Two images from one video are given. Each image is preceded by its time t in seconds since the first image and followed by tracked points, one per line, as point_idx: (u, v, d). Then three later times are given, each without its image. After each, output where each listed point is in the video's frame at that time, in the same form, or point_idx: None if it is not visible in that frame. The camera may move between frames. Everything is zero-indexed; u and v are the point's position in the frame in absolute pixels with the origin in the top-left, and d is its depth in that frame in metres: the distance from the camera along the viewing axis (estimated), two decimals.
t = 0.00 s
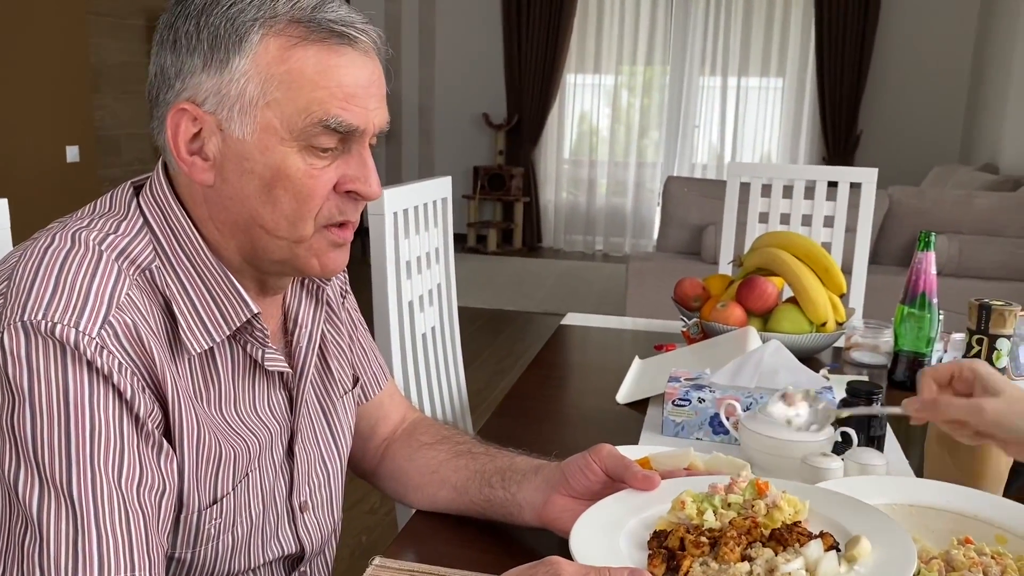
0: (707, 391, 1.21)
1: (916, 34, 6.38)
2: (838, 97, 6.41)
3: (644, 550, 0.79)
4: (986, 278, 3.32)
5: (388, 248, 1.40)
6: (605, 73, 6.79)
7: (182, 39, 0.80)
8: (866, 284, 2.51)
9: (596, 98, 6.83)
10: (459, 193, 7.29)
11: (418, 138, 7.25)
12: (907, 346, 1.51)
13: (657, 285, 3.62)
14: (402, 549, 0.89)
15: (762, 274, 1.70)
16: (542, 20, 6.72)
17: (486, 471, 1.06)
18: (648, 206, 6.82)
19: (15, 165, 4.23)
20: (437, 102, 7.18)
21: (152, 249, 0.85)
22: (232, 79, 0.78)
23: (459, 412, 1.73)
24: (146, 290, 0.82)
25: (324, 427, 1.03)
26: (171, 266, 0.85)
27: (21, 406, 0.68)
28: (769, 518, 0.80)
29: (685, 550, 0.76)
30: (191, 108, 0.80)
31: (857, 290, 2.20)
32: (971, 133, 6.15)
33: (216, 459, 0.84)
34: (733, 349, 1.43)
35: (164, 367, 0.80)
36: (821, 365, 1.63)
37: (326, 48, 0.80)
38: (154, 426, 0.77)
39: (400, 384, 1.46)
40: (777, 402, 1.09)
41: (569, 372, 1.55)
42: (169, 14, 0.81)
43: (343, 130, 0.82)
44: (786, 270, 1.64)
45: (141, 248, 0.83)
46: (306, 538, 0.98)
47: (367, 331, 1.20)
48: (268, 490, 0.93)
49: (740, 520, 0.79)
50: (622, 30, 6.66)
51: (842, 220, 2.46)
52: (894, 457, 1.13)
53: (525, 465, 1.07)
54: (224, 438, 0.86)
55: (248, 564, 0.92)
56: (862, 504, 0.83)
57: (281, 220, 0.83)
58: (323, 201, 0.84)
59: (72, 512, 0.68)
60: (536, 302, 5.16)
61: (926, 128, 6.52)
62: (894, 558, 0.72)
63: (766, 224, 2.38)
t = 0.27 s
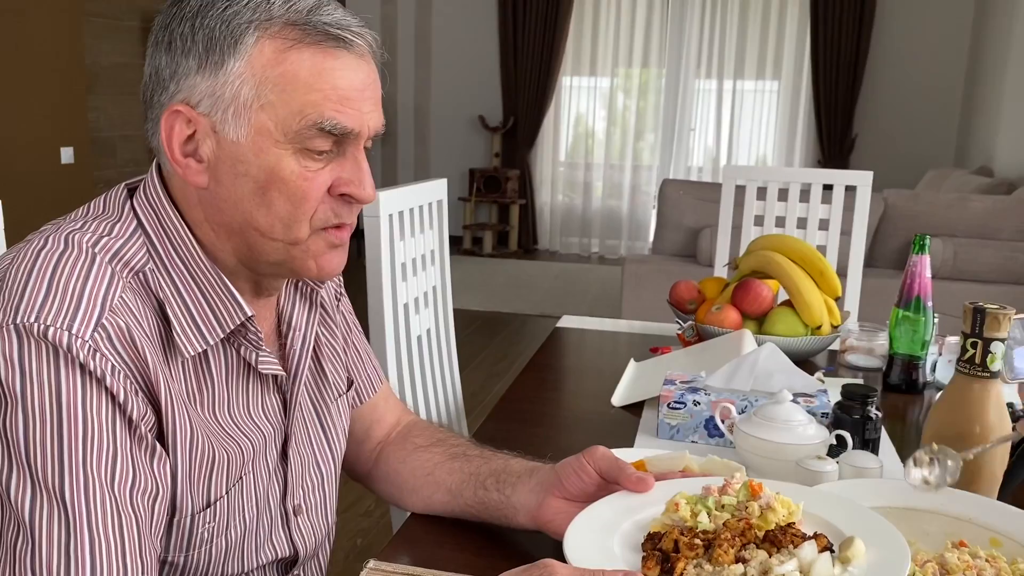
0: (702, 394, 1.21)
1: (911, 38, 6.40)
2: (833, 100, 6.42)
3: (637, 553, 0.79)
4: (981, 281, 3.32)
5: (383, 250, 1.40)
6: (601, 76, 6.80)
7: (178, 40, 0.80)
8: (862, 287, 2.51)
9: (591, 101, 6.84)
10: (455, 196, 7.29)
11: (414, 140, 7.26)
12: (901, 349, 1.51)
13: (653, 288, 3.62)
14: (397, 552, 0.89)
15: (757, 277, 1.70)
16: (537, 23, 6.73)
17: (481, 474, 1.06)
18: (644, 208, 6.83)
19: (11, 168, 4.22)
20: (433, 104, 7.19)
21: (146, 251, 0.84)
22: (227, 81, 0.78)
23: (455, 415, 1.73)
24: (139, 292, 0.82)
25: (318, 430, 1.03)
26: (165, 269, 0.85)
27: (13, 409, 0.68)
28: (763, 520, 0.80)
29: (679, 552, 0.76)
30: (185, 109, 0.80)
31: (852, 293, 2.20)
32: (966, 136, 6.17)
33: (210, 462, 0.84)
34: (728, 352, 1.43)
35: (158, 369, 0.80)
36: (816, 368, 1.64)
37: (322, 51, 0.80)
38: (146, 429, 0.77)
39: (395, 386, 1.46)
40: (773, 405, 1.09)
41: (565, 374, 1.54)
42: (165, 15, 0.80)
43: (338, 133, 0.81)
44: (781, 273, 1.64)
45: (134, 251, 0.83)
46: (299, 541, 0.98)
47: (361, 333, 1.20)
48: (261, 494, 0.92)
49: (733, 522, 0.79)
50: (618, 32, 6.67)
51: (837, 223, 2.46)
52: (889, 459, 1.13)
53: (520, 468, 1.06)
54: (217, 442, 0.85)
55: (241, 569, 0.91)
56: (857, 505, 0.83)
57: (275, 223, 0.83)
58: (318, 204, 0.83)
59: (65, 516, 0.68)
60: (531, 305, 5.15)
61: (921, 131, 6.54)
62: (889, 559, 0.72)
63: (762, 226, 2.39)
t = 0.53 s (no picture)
0: (699, 396, 1.21)
1: (907, 41, 6.42)
2: (829, 102, 6.43)
3: (633, 555, 0.79)
4: (977, 284, 3.33)
5: (379, 252, 1.40)
6: (598, 77, 6.80)
7: (178, 41, 0.80)
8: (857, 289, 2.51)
9: (588, 102, 6.85)
10: (452, 196, 7.29)
11: (410, 141, 7.26)
12: (897, 351, 1.51)
13: (649, 289, 3.62)
14: (393, 555, 0.89)
15: (754, 278, 1.70)
16: (534, 24, 6.74)
17: (477, 476, 1.06)
18: (640, 209, 6.84)
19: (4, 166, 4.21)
20: (430, 105, 7.19)
21: (142, 253, 0.84)
22: (226, 85, 0.78)
23: (451, 416, 1.73)
24: (135, 294, 0.82)
25: (315, 433, 1.03)
26: (161, 271, 0.85)
27: (10, 413, 0.68)
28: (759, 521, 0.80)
29: (675, 553, 0.75)
30: (183, 112, 0.79)
31: (848, 294, 2.20)
32: (961, 138, 6.19)
33: (206, 465, 0.84)
34: (724, 354, 1.43)
35: (154, 372, 0.80)
36: (812, 370, 1.64)
37: (322, 58, 0.80)
38: (143, 431, 0.77)
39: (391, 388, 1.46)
40: (769, 407, 1.09)
41: (561, 376, 1.54)
42: (165, 16, 0.80)
43: (335, 141, 0.81)
44: (778, 275, 1.64)
45: (131, 253, 0.83)
46: (296, 544, 0.98)
47: (358, 336, 1.20)
48: (258, 496, 0.92)
49: (729, 523, 0.79)
50: (615, 34, 6.68)
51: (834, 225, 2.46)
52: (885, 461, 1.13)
53: (517, 470, 1.06)
54: (214, 444, 0.85)
55: (237, 571, 0.91)
56: (853, 506, 0.83)
57: (270, 228, 0.83)
58: (312, 210, 0.83)
59: (61, 519, 0.68)
60: (527, 306, 5.16)
61: (917, 133, 6.54)
62: (884, 561, 0.73)
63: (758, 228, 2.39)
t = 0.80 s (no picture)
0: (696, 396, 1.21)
1: (902, 41, 6.43)
2: (825, 103, 6.44)
3: (628, 553, 0.79)
4: (973, 283, 3.33)
5: (375, 252, 1.40)
6: (594, 78, 6.81)
7: (169, 39, 0.80)
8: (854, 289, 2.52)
9: (584, 103, 6.85)
10: (449, 197, 7.29)
11: (407, 142, 7.27)
12: (894, 351, 1.52)
13: (646, 289, 3.62)
14: (389, 555, 0.89)
15: (750, 278, 1.70)
16: (530, 25, 6.74)
17: (474, 475, 1.06)
18: (637, 210, 6.84)
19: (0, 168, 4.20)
20: (426, 106, 7.19)
21: (138, 254, 0.84)
22: (217, 82, 0.78)
23: (448, 417, 1.73)
24: (132, 295, 0.82)
25: (312, 433, 1.02)
26: (157, 271, 0.85)
27: (4, 413, 0.67)
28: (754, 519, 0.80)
29: (670, 552, 0.75)
30: (175, 109, 0.79)
31: (845, 294, 2.20)
32: (957, 139, 6.21)
33: (202, 466, 0.84)
34: (721, 354, 1.43)
35: (150, 373, 0.79)
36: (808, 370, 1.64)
37: (312, 54, 0.79)
38: (138, 432, 0.77)
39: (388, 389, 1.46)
40: (766, 407, 1.09)
41: (558, 376, 1.54)
42: (157, 14, 0.80)
43: (327, 137, 0.81)
44: (774, 275, 1.64)
45: (127, 254, 0.83)
46: (292, 544, 0.98)
47: (355, 336, 1.19)
48: (255, 497, 0.92)
49: (724, 521, 0.79)
50: (611, 35, 6.68)
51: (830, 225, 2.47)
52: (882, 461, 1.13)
53: (513, 469, 1.06)
54: (210, 445, 0.85)
55: (235, 572, 0.91)
56: (848, 504, 0.83)
57: (263, 225, 0.83)
58: (306, 208, 0.83)
59: (56, 520, 0.67)
60: (524, 306, 5.16)
61: (913, 133, 6.56)
62: (878, 557, 0.73)
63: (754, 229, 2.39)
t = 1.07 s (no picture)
0: (693, 395, 1.22)
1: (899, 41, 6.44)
2: (821, 102, 6.45)
3: (623, 553, 0.79)
4: (970, 283, 3.34)
5: (373, 252, 1.40)
6: (591, 77, 6.81)
7: (168, 41, 0.80)
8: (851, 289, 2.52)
9: (582, 103, 6.85)
10: (446, 197, 7.30)
11: (404, 141, 7.27)
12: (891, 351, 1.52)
13: (643, 289, 3.62)
14: (388, 555, 0.89)
15: (747, 278, 1.71)
16: (528, 25, 6.74)
17: (472, 476, 1.06)
18: (634, 209, 6.84)
19: None
20: (423, 106, 7.19)
21: (135, 255, 0.84)
22: (215, 85, 0.78)
23: (446, 417, 1.73)
24: (128, 296, 0.82)
25: (309, 435, 1.02)
26: (154, 272, 0.85)
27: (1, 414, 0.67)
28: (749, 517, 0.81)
29: (666, 551, 0.76)
30: (173, 112, 0.79)
31: (842, 294, 2.21)
32: (953, 139, 6.22)
33: (199, 467, 0.84)
34: (718, 354, 1.43)
35: (146, 375, 0.79)
36: (805, 369, 1.64)
37: (312, 57, 0.79)
38: (135, 434, 0.77)
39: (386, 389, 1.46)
40: (762, 406, 1.09)
41: (556, 376, 1.54)
42: (156, 16, 0.80)
43: (326, 141, 0.81)
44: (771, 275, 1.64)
45: (123, 255, 0.83)
46: (289, 545, 0.98)
47: (352, 337, 1.19)
48: (251, 498, 0.92)
49: (719, 520, 0.79)
50: (608, 35, 6.69)
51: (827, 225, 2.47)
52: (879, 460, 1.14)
53: (511, 469, 1.06)
54: (207, 447, 0.85)
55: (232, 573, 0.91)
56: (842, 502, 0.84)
57: (261, 228, 0.83)
58: (304, 210, 0.83)
59: (53, 522, 0.67)
60: (522, 306, 5.16)
61: (910, 133, 6.57)
62: (873, 554, 0.73)
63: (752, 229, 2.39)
